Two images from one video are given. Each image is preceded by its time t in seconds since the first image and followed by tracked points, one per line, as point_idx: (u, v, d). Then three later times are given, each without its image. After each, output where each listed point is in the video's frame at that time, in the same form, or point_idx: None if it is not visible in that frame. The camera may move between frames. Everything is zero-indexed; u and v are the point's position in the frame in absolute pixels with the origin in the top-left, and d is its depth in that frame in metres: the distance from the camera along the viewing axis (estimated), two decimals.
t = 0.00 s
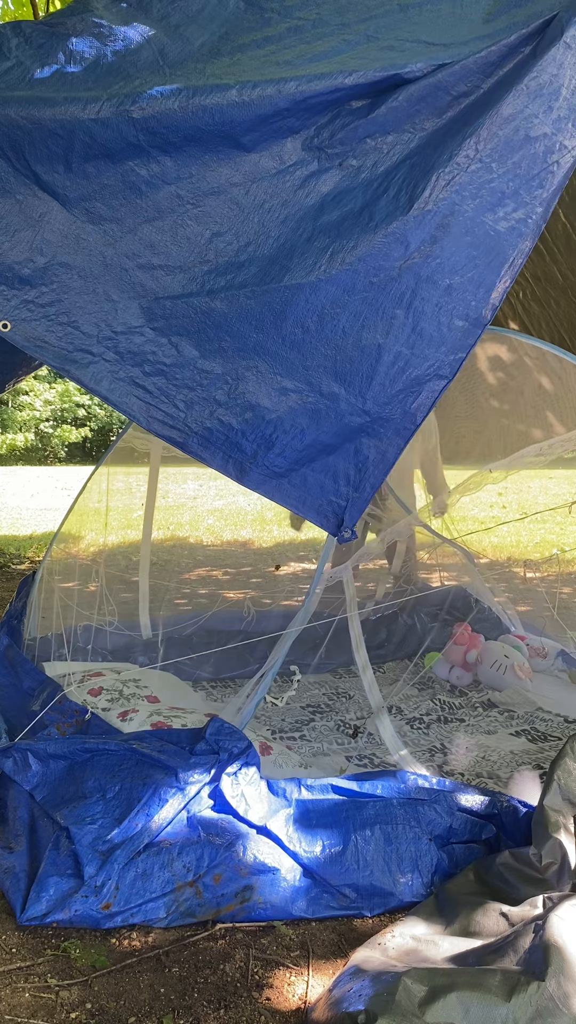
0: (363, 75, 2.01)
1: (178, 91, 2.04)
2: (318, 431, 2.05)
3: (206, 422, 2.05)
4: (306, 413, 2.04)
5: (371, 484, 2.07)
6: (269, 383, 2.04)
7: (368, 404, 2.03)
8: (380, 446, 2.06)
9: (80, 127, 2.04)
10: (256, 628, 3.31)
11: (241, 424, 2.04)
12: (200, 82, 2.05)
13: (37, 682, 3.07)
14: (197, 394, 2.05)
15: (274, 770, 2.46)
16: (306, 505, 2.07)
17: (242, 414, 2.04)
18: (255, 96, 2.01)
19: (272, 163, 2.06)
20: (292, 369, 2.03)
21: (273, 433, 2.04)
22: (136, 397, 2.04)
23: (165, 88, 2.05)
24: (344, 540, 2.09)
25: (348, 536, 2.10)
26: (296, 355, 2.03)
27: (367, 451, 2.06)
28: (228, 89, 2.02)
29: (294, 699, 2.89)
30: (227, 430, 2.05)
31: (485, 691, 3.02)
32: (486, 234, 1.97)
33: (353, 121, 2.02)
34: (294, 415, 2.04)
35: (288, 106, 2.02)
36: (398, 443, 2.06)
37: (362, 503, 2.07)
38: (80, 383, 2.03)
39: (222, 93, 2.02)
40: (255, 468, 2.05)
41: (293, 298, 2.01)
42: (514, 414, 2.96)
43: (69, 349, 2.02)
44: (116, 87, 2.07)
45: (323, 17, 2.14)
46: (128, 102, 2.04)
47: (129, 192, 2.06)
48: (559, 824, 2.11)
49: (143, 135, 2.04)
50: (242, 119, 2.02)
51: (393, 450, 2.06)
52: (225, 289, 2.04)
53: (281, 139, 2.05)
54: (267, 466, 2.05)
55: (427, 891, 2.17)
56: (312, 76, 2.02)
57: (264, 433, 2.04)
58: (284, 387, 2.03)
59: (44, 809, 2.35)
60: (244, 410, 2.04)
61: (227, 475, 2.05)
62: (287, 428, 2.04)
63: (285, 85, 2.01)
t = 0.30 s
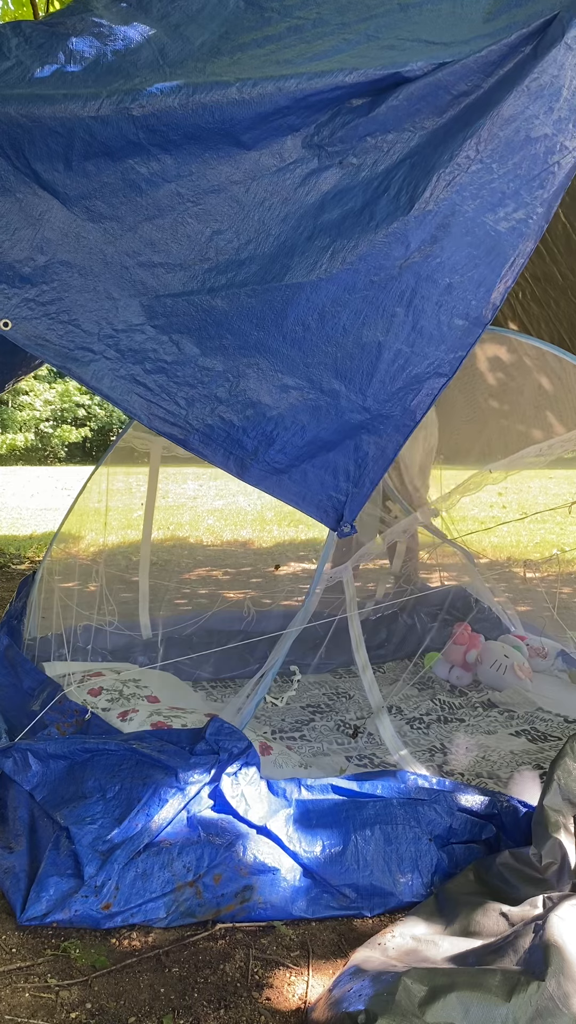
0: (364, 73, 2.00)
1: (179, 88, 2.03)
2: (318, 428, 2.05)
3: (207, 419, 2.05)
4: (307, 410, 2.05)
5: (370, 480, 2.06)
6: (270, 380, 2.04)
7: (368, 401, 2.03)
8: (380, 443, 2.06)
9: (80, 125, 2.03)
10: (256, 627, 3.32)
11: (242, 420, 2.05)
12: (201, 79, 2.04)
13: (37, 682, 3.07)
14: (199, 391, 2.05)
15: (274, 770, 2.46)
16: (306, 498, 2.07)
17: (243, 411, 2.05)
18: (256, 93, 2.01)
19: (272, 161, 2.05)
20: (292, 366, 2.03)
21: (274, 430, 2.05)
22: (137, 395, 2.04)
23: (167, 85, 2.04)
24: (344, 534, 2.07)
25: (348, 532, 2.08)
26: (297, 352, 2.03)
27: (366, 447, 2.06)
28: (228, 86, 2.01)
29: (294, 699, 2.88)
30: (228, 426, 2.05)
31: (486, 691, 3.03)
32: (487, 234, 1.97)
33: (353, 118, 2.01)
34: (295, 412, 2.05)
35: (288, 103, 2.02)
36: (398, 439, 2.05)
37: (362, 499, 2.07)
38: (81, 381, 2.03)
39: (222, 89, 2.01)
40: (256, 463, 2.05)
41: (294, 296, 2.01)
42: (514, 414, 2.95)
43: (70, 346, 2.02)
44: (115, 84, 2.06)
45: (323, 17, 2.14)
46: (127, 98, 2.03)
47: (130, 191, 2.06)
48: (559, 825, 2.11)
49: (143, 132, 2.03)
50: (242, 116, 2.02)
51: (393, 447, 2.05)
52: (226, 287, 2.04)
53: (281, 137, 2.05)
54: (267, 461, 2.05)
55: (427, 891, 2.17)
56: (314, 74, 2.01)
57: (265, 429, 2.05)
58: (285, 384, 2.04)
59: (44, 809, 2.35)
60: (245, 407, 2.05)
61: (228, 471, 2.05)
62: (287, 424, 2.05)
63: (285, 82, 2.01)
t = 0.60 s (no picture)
0: (364, 71, 2.00)
1: (180, 85, 2.02)
2: (319, 425, 2.05)
3: (208, 416, 2.05)
4: (307, 407, 2.05)
5: (370, 476, 2.07)
6: (270, 377, 2.05)
7: (368, 399, 2.04)
8: (380, 439, 2.06)
9: (80, 123, 2.02)
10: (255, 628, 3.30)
11: (242, 417, 2.05)
12: (201, 77, 2.04)
13: (37, 682, 3.07)
14: (199, 388, 2.05)
15: (274, 770, 2.47)
16: (305, 496, 2.08)
17: (243, 408, 2.05)
18: (256, 92, 2.00)
19: (272, 159, 2.05)
20: (293, 363, 2.04)
21: (274, 426, 2.05)
22: (138, 392, 2.04)
23: (167, 83, 2.03)
24: (343, 531, 2.07)
25: (348, 528, 2.08)
26: (297, 349, 2.03)
27: (366, 445, 2.07)
28: (228, 84, 2.01)
29: (294, 699, 2.88)
30: (228, 423, 2.05)
31: (486, 691, 3.03)
32: (487, 234, 1.97)
33: (353, 117, 2.01)
34: (295, 408, 2.05)
35: (288, 102, 2.02)
36: (398, 436, 2.06)
37: (361, 496, 2.07)
38: (82, 378, 2.03)
39: (222, 87, 2.01)
40: (257, 459, 2.06)
41: (294, 295, 2.02)
42: (514, 414, 2.95)
43: (71, 345, 2.02)
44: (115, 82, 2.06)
45: (323, 16, 2.14)
46: (127, 96, 2.02)
47: (130, 189, 2.05)
48: (559, 824, 2.11)
49: (143, 130, 2.03)
50: (242, 115, 2.02)
51: (393, 444, 2.06)
52: (227, 285, 2.05)
53: (281, 135, 2.04)
54: (268, 457, 2.06)
55: (427, 891, 2.17)
56: (314, 72, 2.01)
57: (266, 426, 2.05)
58: (285, 382, 2.04)
59: (45, 809, 2.35)
60: (246, 405, 2.05)
61: (228, 467, 2.06)
62: (287, 421, 2.05)
63: (286, 81, 2.00)
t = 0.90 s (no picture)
0: (364, 70, 2.00)
1: (180, 83, 2.02)
2: (319, 421, 2.07)
3: (209, 412, 2.06)
4: (306, 404, 2.06)
5: (369, 474, 2.10)
6: (271, 374, 2.05)
7: (367, 396, 2.05)
8: (380, 436, 2.09)
9: (80, 121, 2.02)
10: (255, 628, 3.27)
11: (243, 414, 2.06)
12: (201, 75, 2.04)
13: (37, 682, 3.07)
14: (200, 385, 2.05)
15: (274, 770, 2.47)
16: (306, 493, 2.11)
17: (244, 405, 2.06)
18: (256, 91, 2.00)
19: (271, 157, 2.04)
20: (293, 360, 2.04)
21: (275, 423, 2.06)
22: (139, 389, 2.04)
23: (167, 82, 2.03)
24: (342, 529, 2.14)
25: (347, 526, 2.15)
26: (297, 346, 2.04)
27: (366, 441, 2.09)
28: (228, 83, 2.01)
29: (294, 699, 2.88)
30: (229, 420, 2.06)
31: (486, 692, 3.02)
32: (487, 234, 1.97)
33: (353, 116, 2.01)
34: (295, 406, 2.06)
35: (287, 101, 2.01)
36: (397, 434, 2.09)
37: (361, 493, 2.11)
38: (83, 375, 2.03)
39: (223, 87, 2.00)
40: (256, 457, 2.08)
41: (293, 293, 2.02)
42: (515, 414, 2.95)
43: (72, 342, 2.02)
44: (115, 81, 2.06)
45: (323, 15, 2.14)
46: (127, 95, 2.02)
47: (130, 187, 2.05)
48: (559, 824, 2.11)
49: (143, 128, 2.03)
50: (242, 113, 2.01)
51: (392, 440, 2.09)
52: (227, 283, 2.05)
53: (281, 133, 2.04)
54: (268, 453, 2.08)
55: (427, 891, 2.17)
56: (315, 69, 2.01)
57: (266, 422, 2.06)
58: (285, 379, 2.05)
59: (44, 809, 2.36)
60: (246, 401, 2.06)
61: (229, 464, 2.08)
62: (288, 418, 2.06)
63: (286, 80, 2.00)
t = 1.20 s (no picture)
0: (364, 69, 1.98)
1: (180, 82, 2.02)
2: (319, 413, 2.06)
3: (210, 407, 2.06)
4: (307, 396, 2.06)
5: (369, 470, 2.09)
6: (271, 368, 2.05)
7: (366, 391, 2.04)
8: (380, 433, 2.08)
9: (79, 120, 2.02)
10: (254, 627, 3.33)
11: (244, 407, 2.06)
12: (201, 74, 2.03)
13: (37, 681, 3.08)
14: (201, 379, 2.06)
15: (274, 771, 2.47)
16: (306, 488, 2.10)
17: (245, 398, 2.06)
18: (255, 89, 1.99)
19: (269, 153, 2.03)
20: (293, 353, 2.04)
21: (276, 415, 2.06)
22: (141, 385, 2.05)
23: (166, 81, 2.03)
24: (340, 525, 2.11)
25: (346, 522, 2.12)
26: (297, 339, 2.04)
27: (366, 438, 2.08)
28: (228, 81, 2.00)
29: (293, 699, 2.87)
30: (231, 413, 2.07)
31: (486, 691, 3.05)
32: (486, 234, 1.97)
33: (352, 114, 2.00)
34: (296, 397, 2.06)
35: (287, 99, 2.00)
36: (397, 431, 2.07)
37: (361, 490, 2.09)
38: (86, 371, 2.04)
39: (222, 85, 1.99)
40: (257, 450, 2.08)
41: (294, 289, 2.02)
42: (515, 414, 2.94)
43: (74, 339, 2.03)
44: (115, 80, 2.06)
45: (323, 14, 2.14)
46: (127, 94, 2.02)
47: (129, 184, 2.05)
48: (559, 824, 2.11)
49: (142, 127, 2.02)
50: (241, 110, 2.01)
51: (392, 438, 2.08)
52: (227, 280, 2.04)
53: (280, 129, 2.03)
54: (269, 447, 2.08)
55: (427, 892, 2.17)
56: (314, 67, 2.00)
57: (267, 414, 2.06)
58: (286, 372, 2.05)
59: (44, 809, 2.36)
60: (247, 395, 2.06)
61: (229, 457, 2.08)
62: (288, 411, 2.06)
63: (286, 79, 1.99)
